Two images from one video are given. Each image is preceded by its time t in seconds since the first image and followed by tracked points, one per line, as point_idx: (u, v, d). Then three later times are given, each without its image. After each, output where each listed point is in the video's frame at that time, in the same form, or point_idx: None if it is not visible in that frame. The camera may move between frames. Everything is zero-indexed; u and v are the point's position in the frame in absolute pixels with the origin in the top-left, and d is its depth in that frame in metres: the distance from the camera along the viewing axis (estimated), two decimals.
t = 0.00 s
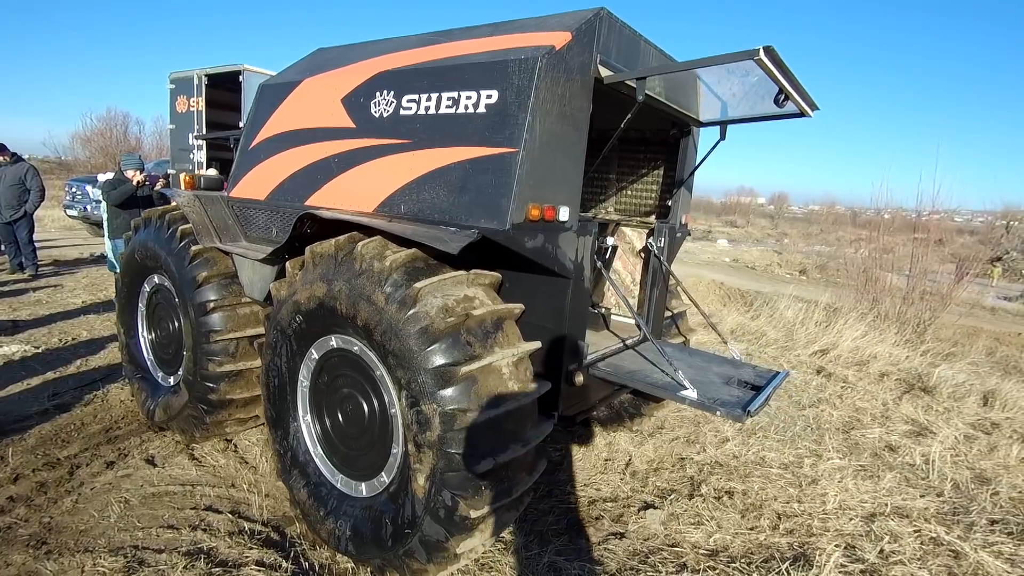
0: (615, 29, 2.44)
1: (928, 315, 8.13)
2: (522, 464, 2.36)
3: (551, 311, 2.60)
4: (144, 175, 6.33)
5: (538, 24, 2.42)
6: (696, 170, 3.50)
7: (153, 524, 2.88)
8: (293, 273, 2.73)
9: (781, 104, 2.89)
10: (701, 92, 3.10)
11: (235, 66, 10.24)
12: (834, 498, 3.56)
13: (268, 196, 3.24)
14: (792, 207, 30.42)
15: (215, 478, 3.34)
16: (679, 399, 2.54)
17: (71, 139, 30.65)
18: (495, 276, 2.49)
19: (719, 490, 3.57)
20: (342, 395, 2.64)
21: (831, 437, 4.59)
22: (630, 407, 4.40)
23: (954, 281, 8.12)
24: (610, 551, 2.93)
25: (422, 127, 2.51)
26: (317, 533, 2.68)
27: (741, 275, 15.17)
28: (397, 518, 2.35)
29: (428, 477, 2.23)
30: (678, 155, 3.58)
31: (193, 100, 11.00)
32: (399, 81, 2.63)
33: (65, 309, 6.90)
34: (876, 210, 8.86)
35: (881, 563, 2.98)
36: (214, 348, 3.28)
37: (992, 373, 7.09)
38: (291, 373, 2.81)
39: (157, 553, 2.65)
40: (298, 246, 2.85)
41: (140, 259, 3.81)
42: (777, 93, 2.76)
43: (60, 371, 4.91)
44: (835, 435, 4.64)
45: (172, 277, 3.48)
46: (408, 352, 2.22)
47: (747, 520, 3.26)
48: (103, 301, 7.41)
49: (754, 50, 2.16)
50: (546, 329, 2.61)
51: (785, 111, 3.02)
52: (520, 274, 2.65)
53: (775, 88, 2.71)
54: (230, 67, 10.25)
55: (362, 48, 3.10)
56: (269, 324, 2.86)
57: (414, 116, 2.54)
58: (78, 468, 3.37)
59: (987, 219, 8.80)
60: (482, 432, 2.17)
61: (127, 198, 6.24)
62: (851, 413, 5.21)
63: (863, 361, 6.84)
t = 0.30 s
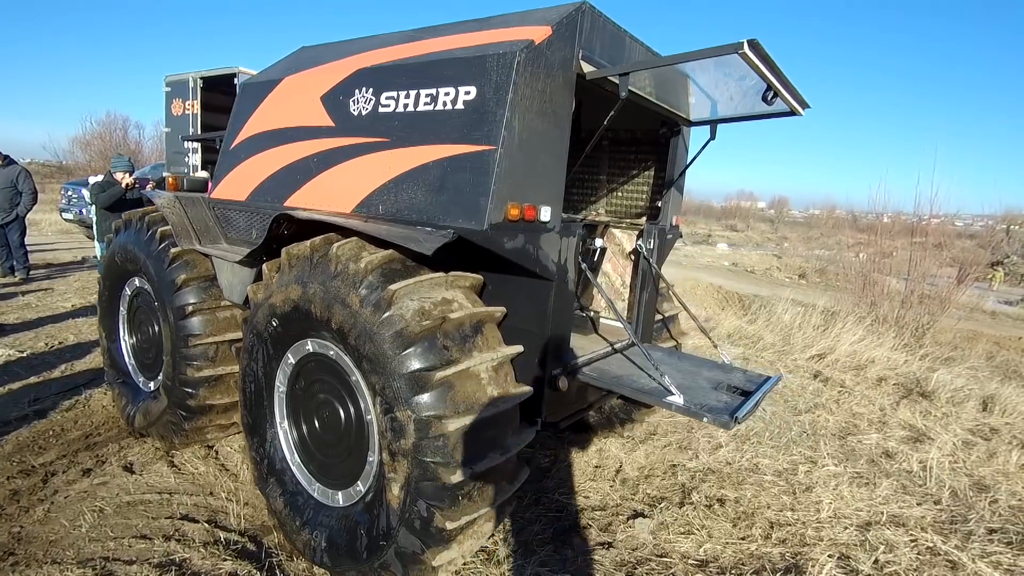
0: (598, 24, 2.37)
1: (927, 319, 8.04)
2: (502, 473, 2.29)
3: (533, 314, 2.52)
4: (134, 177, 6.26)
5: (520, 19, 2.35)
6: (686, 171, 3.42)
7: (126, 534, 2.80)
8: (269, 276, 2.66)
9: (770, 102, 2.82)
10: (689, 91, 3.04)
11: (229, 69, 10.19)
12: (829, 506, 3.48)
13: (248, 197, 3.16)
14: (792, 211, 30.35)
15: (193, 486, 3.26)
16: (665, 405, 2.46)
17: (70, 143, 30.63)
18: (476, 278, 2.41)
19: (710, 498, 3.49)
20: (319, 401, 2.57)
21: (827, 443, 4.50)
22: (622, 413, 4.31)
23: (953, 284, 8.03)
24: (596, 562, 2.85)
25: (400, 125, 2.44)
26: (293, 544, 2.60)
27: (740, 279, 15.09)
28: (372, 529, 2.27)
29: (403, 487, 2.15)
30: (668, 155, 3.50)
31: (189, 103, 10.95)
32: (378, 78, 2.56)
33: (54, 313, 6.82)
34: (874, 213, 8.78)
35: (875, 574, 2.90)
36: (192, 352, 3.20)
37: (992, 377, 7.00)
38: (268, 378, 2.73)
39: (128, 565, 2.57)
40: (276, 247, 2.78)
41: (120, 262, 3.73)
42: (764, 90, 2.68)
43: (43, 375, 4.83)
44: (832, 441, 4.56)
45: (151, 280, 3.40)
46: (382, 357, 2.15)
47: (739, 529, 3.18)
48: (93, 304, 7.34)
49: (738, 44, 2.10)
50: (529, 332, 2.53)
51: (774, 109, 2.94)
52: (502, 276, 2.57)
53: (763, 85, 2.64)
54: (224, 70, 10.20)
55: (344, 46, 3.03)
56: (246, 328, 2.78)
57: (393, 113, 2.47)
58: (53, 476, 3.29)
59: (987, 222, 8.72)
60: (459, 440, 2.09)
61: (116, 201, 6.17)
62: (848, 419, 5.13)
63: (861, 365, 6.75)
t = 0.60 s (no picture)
0: (581, 30, 2.31)
1: (926, 331, 7.95)
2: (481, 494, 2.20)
3: (516, 328, 2.44)
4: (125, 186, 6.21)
5: (501, 25, 2.29)
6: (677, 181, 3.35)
7: (96, 555, 2.71)
8: (246, 288, 2.58)
9: (759, 110, 2.75)
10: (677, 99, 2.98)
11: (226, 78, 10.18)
12: (825, 525, 3.39)
13: (228, 206, 3.09)
14: (792, 221, 30.31)
15: (169, 504, 3.17)
16: (652, 422, 2.37)
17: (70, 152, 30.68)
18: (457, 290, 2.34)
19: (703, 516, 3.40)
20: (295, 418, 2.48)
21: (823, 458, 4.41)
22: (614, 427, 4.22)
23: (953, 295, 7.95)
24: None
25: (379, 133, 2.37)
26: (267, 566, 2.51)
27: (739, 289, 15.01)
28: (346, 552, 2.18)
29: (376, 508, 2.07)
30: (657, 165, 3.43)
31: (185, 112, 10.92)
32: (357, 85, 2.50)
33: (42, 323, 6.74)
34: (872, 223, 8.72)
35: None
36: (171, 365, 3.13)
37: (992, 390, 6.90)
38: (244, 394, 2.65)
39: None
40: (254, 258, 2.70)
41: (101, 273, 3.66)
42: (752, 97, 2.62)
43: (25, 387, 4.75)
44: (828, 457, 4.47)
45: (131, 292, 3.33)
46: (356, 373, 2.07)
47: (731, 549, 3.08)
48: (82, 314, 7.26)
49: (722, 49, 2.03)
50: (512, 346, 2.45)
51: (764, 117, 2.88)
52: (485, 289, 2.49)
53: (751, 92, 2.58)
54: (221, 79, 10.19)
55: (327, 53, 2.98)
56: (223, 341, 2.71)
57: (371, 120, 2.40)
58: (26, 493, 3.20)
59: (986, 233, 8.65)
60: (435, 460, 2.01)
61: (105, 210, 6.11)
62: (845, 433, 5.04)
63: (860, 378, 6.65)
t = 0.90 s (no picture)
0: (576, 37, 2.30)
1: (944, 338, 7.79)
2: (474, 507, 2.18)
3: (512, 338, 2.41)
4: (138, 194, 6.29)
5: (495, 34, 2.29)
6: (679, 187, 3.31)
7: (97, 561, 2.73)
8: (244, 297, 2.59)
9: (759, 115, 2.71)
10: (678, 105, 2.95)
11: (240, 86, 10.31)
12: (832, 539, 3.31)
13: (230, 215, 3.11)
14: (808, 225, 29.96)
15: (172, 511, 3.18)
16: (648, 434, 2.34)
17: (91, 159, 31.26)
18: (452, 300, 2.33)
19: (706, 528, 3.34)
20: (291, 427, 2.48)
21: (833, 469, 4.32)
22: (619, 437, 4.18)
23: (971, 302, 7.79)
24: None
25: (373, 142, 2.37)
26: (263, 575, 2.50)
27: (753, 294, 14.82)
28: (338, 563, 2.17)
29: (367, 520, 2.06)
30: (658, 172, 3.38)
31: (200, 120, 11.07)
32: (353, 95, 2.51)
33: (57, 328, 6.84)
34: (887, 229, 8.57)
35: None
36: (173, 373, 3.15)
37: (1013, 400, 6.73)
38: (242, 402, 2.66)
39: None
40: (252, 268, 2.71)
41: (108, 280, 3.71)
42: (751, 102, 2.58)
43: (38, 393, 4.81)
44: (839, 468, 4.38)
45: (135, 300, 3.36)
46: (348, 384, 2.07)
47: (734, 564, 3.03)
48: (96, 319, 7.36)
49: (715, 55, 2.00)
50: (507, 357, 2.43)
51: (765, 123, 2.84)
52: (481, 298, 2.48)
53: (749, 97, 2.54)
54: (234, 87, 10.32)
55: (326, 63, 2.99)
56: (221, 350, 2.71)
57: (367, 130, 2.41)
58: (32, 498, 3.23)
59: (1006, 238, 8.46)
60: (426, 472, 2.00)
61: (119, 218, 6.21)
62: (857, 443, 4.93)
63: (874, 386, 6.53)
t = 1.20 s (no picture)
0: (559, 86, 2.40)
1: (956, 373, 7.68)
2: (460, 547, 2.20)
3: (499, 375, 2.46)
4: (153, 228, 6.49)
5: (482, 82, 2.39)
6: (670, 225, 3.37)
7: None
8: (242, 334, 2.68)
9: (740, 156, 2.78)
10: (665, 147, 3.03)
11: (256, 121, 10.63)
12: None
13: (234, 252, 3.23)
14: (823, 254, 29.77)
15: (169, 544, 3.23)
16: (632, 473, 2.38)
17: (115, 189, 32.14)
18: (441, 337, 2.39)
19: (702, 569, 3.31)
20: (283, 463, 2.53)
21: (836, 509, 4.27)
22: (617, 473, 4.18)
23: (983, 336, 7.68)
24: None
25: (367, 185, 2.47)
26: None
27: (764, 324, 14.72)
28: None
29: (352, 559, 2.10)
30: (650, 209, 3.45)
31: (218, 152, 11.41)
32: (349, 140, 2.62)
33: (72, 357, 7.00)
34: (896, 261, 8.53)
35: None
36: (175, 406, 3.23)
37: None
38: (238, 437, 2.72)
39: None
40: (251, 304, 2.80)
41: (118, 314, 3.83)
42: (731, 145, 2.65)
43: (49, 423, 4.92)
44: (843, 508, 4.31)
45: (142, 334, 3.47)
46: (335, 422, 2.12)
47: None
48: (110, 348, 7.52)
49: (686, 106, 2.08)
50: (495, 394, 2.47)
51: (751, 162, 2.90)
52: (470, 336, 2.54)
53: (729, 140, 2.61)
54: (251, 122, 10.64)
55: (327, 107, 3.13)
56: (220, 385, 2.79)
57: (361, 173, 2.51)
58: (36, 530, 3.30)
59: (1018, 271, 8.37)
60: (409, 511, 2.03)
61: (135, 250, 6.39)
62: (863, 482, 4.86)
63: (883, 422, 6.43)
